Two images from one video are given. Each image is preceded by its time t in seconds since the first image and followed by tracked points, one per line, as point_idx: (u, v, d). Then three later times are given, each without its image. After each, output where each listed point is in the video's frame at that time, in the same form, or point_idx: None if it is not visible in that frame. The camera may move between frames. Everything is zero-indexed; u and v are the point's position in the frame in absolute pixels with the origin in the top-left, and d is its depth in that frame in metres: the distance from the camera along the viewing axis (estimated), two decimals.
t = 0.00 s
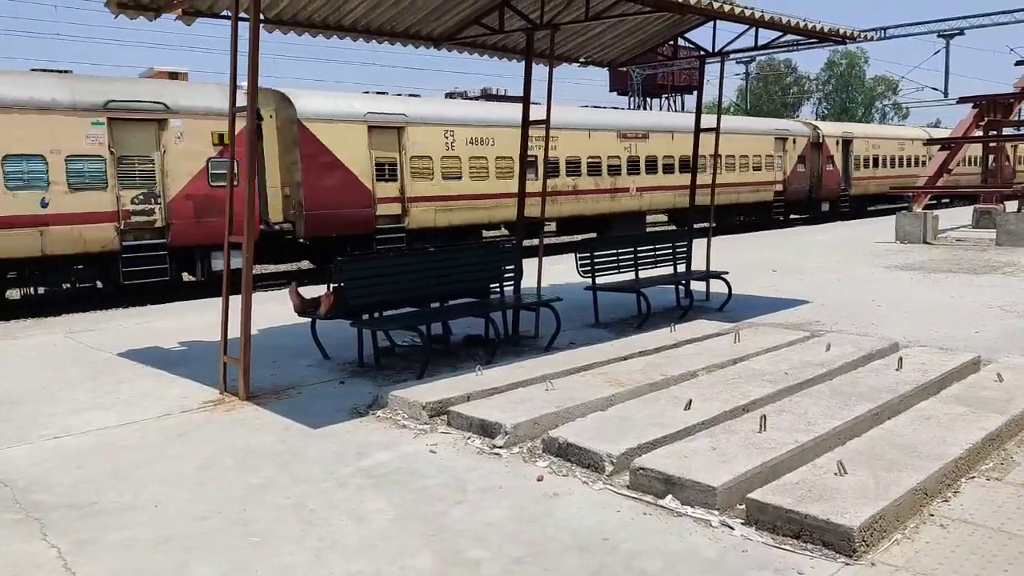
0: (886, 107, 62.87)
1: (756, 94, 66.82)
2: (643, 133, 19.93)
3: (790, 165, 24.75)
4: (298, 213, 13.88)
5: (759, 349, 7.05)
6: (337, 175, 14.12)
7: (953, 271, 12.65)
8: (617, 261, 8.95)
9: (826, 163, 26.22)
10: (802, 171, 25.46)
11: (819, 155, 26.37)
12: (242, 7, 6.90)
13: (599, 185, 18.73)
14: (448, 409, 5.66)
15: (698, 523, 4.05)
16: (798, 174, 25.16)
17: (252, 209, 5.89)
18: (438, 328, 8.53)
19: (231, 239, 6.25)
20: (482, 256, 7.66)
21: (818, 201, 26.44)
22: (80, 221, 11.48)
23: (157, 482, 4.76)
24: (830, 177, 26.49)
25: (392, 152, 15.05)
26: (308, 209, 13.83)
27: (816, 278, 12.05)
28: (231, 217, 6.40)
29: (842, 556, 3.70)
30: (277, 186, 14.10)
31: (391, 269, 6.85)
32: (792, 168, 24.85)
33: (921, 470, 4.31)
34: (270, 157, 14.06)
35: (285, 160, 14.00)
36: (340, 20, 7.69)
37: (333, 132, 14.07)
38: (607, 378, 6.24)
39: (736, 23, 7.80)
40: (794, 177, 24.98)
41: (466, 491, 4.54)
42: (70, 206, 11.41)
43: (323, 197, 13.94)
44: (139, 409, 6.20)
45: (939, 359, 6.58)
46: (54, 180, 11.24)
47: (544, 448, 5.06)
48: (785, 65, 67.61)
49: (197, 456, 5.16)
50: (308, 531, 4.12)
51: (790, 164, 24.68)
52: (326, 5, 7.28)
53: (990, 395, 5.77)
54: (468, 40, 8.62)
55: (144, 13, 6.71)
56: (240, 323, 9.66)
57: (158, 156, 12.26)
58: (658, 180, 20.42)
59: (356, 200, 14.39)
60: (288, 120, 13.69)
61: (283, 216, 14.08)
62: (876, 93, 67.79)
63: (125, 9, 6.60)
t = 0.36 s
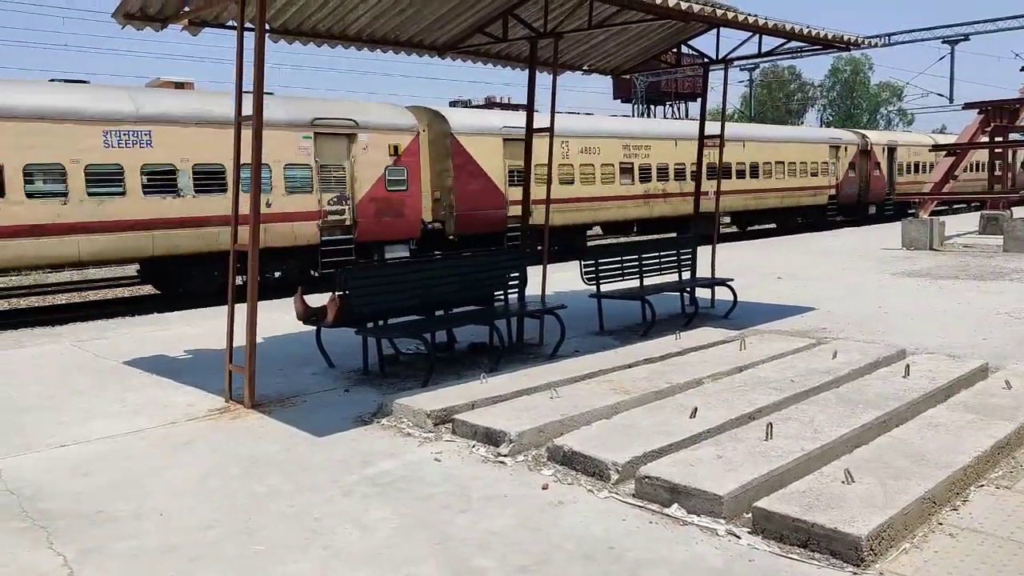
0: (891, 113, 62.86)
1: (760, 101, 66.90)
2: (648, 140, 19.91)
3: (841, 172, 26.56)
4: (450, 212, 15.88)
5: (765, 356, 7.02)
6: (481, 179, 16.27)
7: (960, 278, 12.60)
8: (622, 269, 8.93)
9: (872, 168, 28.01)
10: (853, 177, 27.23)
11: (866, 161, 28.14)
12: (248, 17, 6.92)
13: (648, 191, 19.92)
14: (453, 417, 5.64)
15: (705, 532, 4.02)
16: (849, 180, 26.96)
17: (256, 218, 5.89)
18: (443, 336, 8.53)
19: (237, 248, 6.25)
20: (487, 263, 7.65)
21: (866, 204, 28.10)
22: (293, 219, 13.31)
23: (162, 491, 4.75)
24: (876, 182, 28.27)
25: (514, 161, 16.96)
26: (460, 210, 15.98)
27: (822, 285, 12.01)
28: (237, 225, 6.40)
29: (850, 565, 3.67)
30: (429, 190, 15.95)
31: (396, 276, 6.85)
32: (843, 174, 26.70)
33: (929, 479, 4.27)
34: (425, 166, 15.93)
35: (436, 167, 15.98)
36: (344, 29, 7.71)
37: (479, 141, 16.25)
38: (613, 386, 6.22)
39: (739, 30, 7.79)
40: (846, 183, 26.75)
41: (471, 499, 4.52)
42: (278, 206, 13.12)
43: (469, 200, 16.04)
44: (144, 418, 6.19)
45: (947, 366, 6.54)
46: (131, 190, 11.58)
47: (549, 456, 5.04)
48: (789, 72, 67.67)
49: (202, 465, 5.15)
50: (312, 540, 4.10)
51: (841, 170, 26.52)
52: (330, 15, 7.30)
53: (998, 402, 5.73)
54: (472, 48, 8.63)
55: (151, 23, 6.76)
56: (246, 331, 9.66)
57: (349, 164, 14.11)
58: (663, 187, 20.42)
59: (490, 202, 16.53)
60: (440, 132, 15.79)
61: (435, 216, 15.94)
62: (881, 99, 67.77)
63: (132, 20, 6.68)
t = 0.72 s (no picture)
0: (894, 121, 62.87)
1: (763, 109, 66.96)
2: (651, 147, 19.92)
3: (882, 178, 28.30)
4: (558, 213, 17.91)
5: (769, 363, 7.01)
6: (584, 184, 18.32)
7: (964, 285, 12.57)
8: (625, 276, 8.93)
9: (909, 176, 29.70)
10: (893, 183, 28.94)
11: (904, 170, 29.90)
12: (252, 25, 6.94)
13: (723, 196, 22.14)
14: (457, 425, 5.64)
15: (709, 540, 4.01)
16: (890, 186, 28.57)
17: (260, 225, 5.89)
18: (446, 343, 8.53)
19: (240, 255, 6.25)
20: (490, 270, 7.65)
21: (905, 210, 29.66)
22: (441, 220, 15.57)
23: (165, 498, 4.75)
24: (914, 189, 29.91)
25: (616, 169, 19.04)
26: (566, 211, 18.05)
27: (825, 292, 11.99)
28: (240, 233, 6.41)
29: (854, 574, 3.66)
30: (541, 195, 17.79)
31: (399, 284, 6.85)
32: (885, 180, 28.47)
33: (934, 487, 4.26)
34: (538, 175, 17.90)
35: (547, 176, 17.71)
36: (348, 37, 7.72)
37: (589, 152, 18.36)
38: (616, 393, 6.21)
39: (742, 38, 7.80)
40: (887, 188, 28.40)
41: (475, 507, 4.51)
42: (431, 208, 15.38)
43: (574, 203, 18.04)
44: (146, 425, 6.19)
45: (951, 374, 6.52)
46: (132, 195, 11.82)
47: (552, 463, 5.03)
48: (792, 80, 67.73)
49: (205, 472, 5.15)
50: (315, 547, 4.09)
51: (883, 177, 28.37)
52: (334, 23, 7.31)
53: (1002, 410, 5.71)
54: (475, 57, 8.64)
55: (155, 31, 6.77)
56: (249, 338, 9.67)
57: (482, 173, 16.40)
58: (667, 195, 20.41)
59: (593, 204, 18.53)
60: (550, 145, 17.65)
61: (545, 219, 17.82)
62: (884, 106, 67.78)
63: (136, 28, 6.67)
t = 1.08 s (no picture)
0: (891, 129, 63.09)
1: (760, 117, 67.17)
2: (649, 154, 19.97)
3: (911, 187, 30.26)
4: (644, 216, 20.03)
5: (767, 370, 7.02)
6: (667, 189, 20.74)
7: (960, 292, 12.62)
8: (624, 283, 8.95)
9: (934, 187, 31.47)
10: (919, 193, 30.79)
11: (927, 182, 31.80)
12: (251, 31, 6.97)
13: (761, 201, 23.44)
14: (455, 432, 5.65)
15: (707, 547, 4.02)
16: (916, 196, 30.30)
17: (258, 232, 5.91)
18: (445, 350, 8.55)
19: (237, 261, 6.27)
20: (489, 277, 7.67)
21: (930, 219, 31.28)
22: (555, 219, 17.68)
23: (160, 505, 4.75)
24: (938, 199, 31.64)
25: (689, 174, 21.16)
26: (652, 214, 20.30)
27: (823, 299, 12.02)
28: (237, 239, 6.42)
29: None
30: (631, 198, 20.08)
31: (397, 291, 6.86)
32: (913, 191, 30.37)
33: (930, 493, 4.28)
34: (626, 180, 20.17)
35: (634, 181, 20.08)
36: (347, 44, 7.76)
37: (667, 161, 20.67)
38: (615, 400, 6.22)
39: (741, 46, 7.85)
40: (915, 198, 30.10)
41: (473, 514, 4.52)
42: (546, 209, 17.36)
43: (659, 206, 20.40)
44: (143, 433, 6.20)
45: (947, 380, 6.55)
46: (85, 207, 11.39)
47: (551, 470, 5.04)
48: (789, 88, 67.96)
49: (201, 480, 5.16)
50: (312, 555, 4.10)
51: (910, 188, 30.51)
52: (333, 29, 7.35)
53: (998, 417, 5.73)
54: (475, 63, 8.68)
55: (154, 37, 6.81)
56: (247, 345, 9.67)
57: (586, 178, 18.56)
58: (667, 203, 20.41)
59: (674, 208, 20.90)
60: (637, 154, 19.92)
61: (633, 220, 19.98)
62: (881, 114, 68.00)
63: (134, 33, 6.71)
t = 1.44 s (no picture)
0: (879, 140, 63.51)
1: (750, 126, 67.51)
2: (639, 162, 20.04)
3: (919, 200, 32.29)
4: (707, 221, 22.73)
5: (756, 377, 7.06)
6: (726, 196, 23.17)
7: (947, 302, 12.71)
8: (615, 290, 8.97)
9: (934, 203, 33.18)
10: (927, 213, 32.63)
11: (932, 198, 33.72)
12: (242, 33, 6.96)
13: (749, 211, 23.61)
14: (444, 438, 5.64)
15: (695, 554, 4.03)
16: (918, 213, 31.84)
17: (247, 235, 5.89)
18: (435, 355, 8.55)
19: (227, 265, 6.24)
20: (479, 283, 7.67)
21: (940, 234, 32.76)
22: (631, 222, 20.24)
23: (144, 511, 4.73)
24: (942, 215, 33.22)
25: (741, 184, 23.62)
26: (713, 219, 22.86)
27: (811, 308, 12.08)
28: (226, 242, 6.39)
29: None
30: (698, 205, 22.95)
31: (387, 296, 6.85)
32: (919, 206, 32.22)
33: (916, 500, 4.30)
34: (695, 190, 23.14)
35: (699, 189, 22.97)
36: (339, 47, 7.77)
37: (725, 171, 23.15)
38: (603, 407, 6.23)
39: (732, 56, 7.90)
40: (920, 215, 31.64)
41: (461, 521, 4.51)
42: (631, 214, 20.24)
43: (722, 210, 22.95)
44: (129, 437, 6.17)
45: (933, 389, 6.59)
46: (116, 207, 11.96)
47: (540, 476, 5.04)
48: (779, 99, 68.34)
49: (187, 485, 5.13)
50: (298, 562, 4.08)
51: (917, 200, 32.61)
52: (324, 33, 7.36)
53: (984, 425, 5.77)
54: (467, 68, 8.70)
55: (143, 37, 6.79)
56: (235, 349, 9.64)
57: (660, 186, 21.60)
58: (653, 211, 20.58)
59: (730, 213, 23.31)
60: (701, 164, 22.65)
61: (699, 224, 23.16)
62: (870, 125, 68.43)
63: (124, 33, 6.69)
